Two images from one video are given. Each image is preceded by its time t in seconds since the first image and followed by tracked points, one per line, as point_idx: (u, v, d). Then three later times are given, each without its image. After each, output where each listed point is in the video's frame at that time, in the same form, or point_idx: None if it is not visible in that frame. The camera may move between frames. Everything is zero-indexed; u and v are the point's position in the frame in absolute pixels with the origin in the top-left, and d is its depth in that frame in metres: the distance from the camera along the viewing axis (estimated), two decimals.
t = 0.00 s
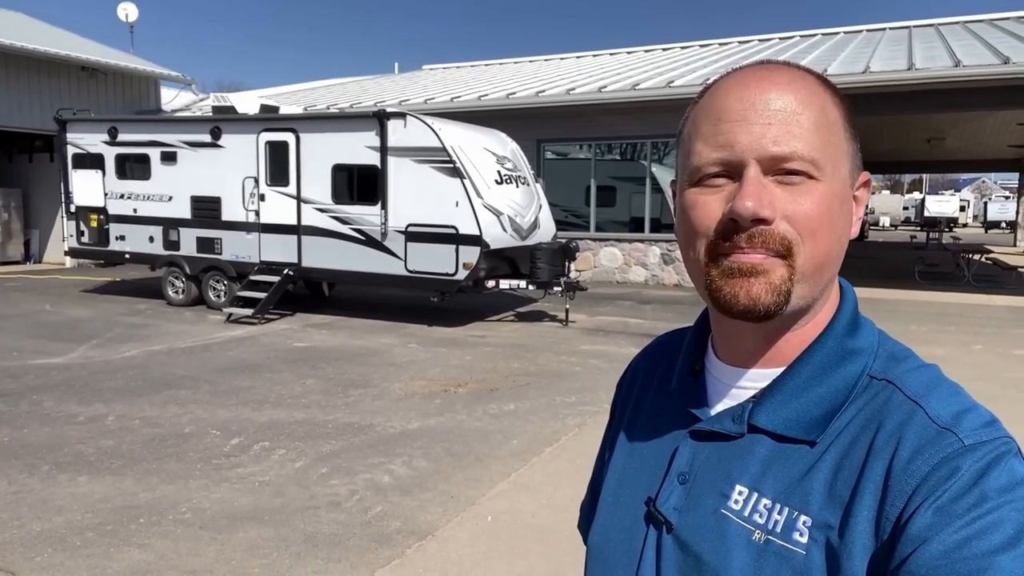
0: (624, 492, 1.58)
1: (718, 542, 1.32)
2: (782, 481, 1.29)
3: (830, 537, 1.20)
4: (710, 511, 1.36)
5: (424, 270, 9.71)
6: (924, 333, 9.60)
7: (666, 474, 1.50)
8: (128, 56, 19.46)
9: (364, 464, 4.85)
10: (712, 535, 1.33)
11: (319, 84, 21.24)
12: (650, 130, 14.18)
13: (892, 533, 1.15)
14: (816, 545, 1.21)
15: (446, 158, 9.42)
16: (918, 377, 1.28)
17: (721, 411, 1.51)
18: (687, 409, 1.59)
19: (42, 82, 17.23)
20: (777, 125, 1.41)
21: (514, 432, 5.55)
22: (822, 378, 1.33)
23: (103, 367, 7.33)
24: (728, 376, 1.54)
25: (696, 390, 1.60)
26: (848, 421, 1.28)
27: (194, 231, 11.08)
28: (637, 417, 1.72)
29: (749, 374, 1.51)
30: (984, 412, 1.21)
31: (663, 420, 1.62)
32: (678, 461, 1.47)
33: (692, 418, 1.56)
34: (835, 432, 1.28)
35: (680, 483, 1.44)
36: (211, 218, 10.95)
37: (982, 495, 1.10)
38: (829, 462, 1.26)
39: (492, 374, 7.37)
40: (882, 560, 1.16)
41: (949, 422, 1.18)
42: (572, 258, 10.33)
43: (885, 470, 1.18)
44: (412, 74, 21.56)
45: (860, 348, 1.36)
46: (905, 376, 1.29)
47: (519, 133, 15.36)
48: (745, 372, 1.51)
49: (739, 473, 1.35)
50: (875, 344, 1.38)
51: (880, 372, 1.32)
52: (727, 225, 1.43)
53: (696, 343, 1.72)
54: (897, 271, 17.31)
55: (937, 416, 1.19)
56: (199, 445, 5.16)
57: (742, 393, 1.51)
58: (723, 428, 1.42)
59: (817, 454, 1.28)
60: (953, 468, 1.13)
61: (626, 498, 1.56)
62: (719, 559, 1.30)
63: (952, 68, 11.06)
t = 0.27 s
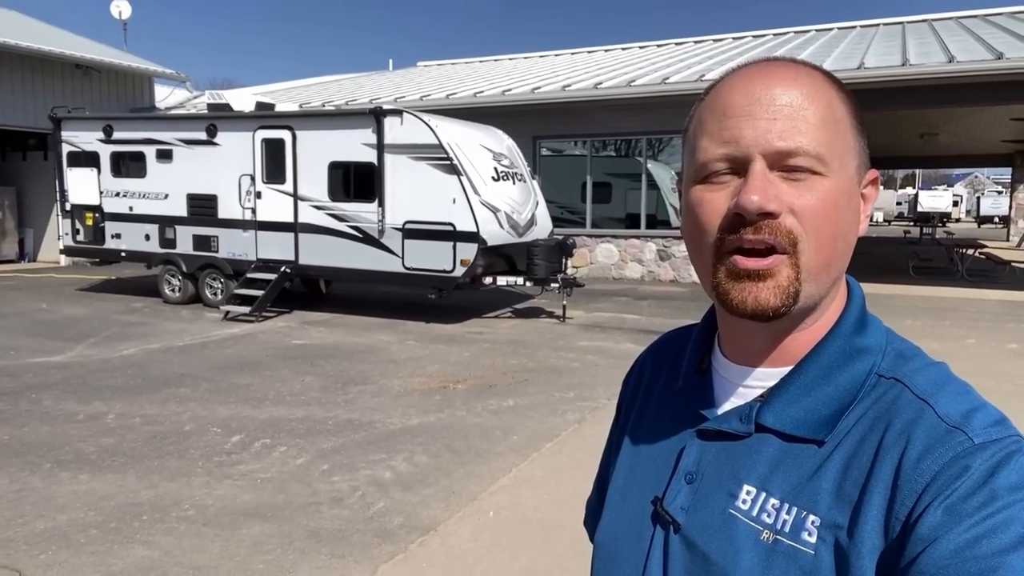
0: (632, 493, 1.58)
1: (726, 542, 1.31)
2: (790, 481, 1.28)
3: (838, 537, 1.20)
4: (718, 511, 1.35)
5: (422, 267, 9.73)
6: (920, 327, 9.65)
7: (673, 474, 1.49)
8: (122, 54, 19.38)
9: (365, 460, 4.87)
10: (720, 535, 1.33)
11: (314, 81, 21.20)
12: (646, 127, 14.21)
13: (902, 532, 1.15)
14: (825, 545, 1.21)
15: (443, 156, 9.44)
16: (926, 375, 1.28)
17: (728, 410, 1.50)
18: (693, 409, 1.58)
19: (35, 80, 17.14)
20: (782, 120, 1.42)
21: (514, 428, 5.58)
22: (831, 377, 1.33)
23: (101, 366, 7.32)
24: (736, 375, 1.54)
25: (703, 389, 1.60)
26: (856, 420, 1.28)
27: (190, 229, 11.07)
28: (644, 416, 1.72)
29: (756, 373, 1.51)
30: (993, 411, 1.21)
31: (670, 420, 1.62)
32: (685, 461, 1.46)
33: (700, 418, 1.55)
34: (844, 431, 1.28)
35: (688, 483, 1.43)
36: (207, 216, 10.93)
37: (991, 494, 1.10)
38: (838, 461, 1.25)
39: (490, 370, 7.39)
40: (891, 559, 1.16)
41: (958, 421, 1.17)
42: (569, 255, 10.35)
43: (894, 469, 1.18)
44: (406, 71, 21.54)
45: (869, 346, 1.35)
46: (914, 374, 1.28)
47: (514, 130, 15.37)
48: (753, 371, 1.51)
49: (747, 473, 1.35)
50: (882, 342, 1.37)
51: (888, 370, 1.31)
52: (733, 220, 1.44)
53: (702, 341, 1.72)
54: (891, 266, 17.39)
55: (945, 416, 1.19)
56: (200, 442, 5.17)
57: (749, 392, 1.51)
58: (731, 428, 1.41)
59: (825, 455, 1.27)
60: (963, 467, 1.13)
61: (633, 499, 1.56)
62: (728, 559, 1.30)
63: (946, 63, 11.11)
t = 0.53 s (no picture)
0: (631, 499, 1.59)
1: (724, 550, 1.32)
2: (789, 490, 1.29)
3: (835, 547, 1.20)
4: (716, 519, 1.36)
5: (423, 266, 9.77)
6: (920, 322, 9.70)
7: (673, 482, 1.50)
8: (121, 54, 19.39)
9: (371, 458, 4.91)
10: (717, 543, 1.34)
11: (313, 80, 21.21)
12: (645, 124, 14.24)
13: (900, 543, 1.15)
14: (821, 554, 1.22)
15: (444, 154, 9.47)
16: (927, 386, 1.28)
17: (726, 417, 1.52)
18: (692, 415, 1.60)
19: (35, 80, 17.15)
20: (798, 116, 1.45)
21: (518, 426, 5.62)
22: (831, 386, 1.34)
23: (106, 366, 7.36)
24: (736, 382, 1.56)
25: (703, 395, 1.61)
26: (855, 430, 1.29)
27: (192, 229, 11.09)
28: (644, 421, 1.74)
29: (755, 381, 1.52)
30: (994, 423, 1.22)
31: (670, 426, 1.63)
32: (685, 469, 1.48)
33: (699, 425, 1.56)
34: (843, 440, 1.29)
35: (687, 490, 1.44)
36: (208, 216, 10.96)
37: (990, 506, 1.10)
38: (837, 470, 1.26)
39: (493, 368, 7.43)
40: (890, 569, 1.16)
41: (958, 433, 1.18)
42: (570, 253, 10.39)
43: (893, 480, 1.19)
44: (405, 69, 21.56)
45: (870, 355, 1.36)
46: (915, 385, 1.29)
47: (513, 128, 15.40)
48: (753, 378, 1.53)
49: (746, 481, 1.36)
50: (883, 352, 1.39)
51: (889, 380, 1.32)
52: (745, 209, 1.45)
53: (703, 348, 1.73)
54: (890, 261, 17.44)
55: (946, 427, 1.20)
56: (207, 442, 5.22)
57: (748, 400, 1.53)
58: (730, 435, 1.42)
59: (824, 463, 1.28)
60: (963, 478, 1.13)
61: (633, 505, 1.57)
62: (726, 566, 1.31)
63: (944, 59, 11.15)
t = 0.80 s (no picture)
0: (641, 503, 1.63)
1: (732, 552, 1.35)
2: (798, 493, 1.32)
3: (843, 550, 1.23)
4: (725, 522, 1.39)
5: (429, 267, 9.83)
6: (923, 321, 9.75)
7: (682, 485, 1.53)
8: (126, 56, 19.48)
9: (382, 457, 4.97)
10: (725, 544, 1.37)
11: (317, 81, 21.28)
12: (649, 124, 14.28)
13: (908, 547, 1.17)
14: (829, 558, 1.24)
15: (450, 156, 9.53)
16: (937, 393, 1.31)
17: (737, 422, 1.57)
18: (702, 420, 1.64)
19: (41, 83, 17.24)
20: (800, 131, 1.48)
21: (526, 425, 5.68)
22: (841, 391, 1.37)
23: (116, 367, 7.43)
24: (747, 387, 1.60)
25: (713, 401, 1.65)
26: (865, 434, 1.31)
27: (199, 230, 11.16)
28: (656, 428, 1.78)
29: (766, 386, 1.57)
30: (1002, 429, 1.24)
31: (681, 432, 1.67)
32: (695, 471, 1.51)
33: (710, 429, 1.60)
34: (852, 445, 1.31)
35: (697, 493, 1.48)
36: (215, 217, 11.03)
37: (998, 511, 1.12)
38: (846, 474, 1.29)
39: (500, 368, 7.49)
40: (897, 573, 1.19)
41: (967, 438, 1.21)
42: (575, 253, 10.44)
43: (902, 483, 1.21)
44: (408, 71, 21.62)
45: (880, 361, 1.39)
46: (924, 391, 1.32)
47: (517, 128, 15.45)
48: (763, 383, 1.57)
49: (755, 485, 1.38)
50: (892, 359, 1.42)
51: (898, 387, 1.35)
52: (749, 226, 1.49)
53: (714, 356, 1.77)
54: (893, 260, 17.47)
55: (955, 433, 1.22)
56: (219, 441, 5.28)
57: (758, 405, 1.57)
58: (740, 439, 1.46)
59: (833, 467, 1.31)
60: (973, 483, 1.15)
61: (642, 510, 1.61)
62: (734, 568, 1.34)
63: (947, 59, 11.19)
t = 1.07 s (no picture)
0: (648, 506, 1.68)
1: (738, 552, 1.40)
2: (804, 492, 1.36)
3: (848, 547, 1.27)
4: (732, 521, 1.44)
5: (435, 268, 9.89)
6: (927, 322, 9.79)
7: (688, 486, 1.58)
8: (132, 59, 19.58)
9: (393, 456, 5.04)
10: (732, 544, 1.42)
11: (321, 84, 21.36)
12: (653, 126, 14.35)
13: (916, 544, 1.21)
14: (835, 555, 1.28)
15: (456, 158, 9.60)
16: (943, 392, 1.34)
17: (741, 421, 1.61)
18: (706, 421, 1.68)
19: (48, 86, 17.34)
20: (788, 137, 1.50)
21: (534, 424, 5.74)
22: (846, 391, 1.40)
23: (126, 367, 7.50)
24: (750, 387, 1.64)
25: (717, 401, 1.69)
26: (871, 433, 1.35)
27: (206, 232, 11.24)
28: (661, 429, 1.82)
29: (768, 385, 1.60)
30: (1009, 426, 1.27)
31: (687, 434, 1.72)
32: (701, 471, 1.56)
33: (715, 430, 1.65)
34: (857, 444, 1.35)
35: (702, 493, 1.52)
36: (223, 219, 11.11)
37: (1007, 508, 1.15)
38: (851, 473, 1.33)
39: (506, 369, 7.55)
40: (904, 569, 1.22)
41: (975, 436, 1.23)
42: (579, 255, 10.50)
43: (909, 481, 1.25)
44: (412, 73, 21.70)
45: (885, 360, 1.42)
46: (931, 390, 1.34)
47: (522, 131, 15.51)
48: (766, 383, 1.60)
49: (762, 484, 1.43)
50: (898, 358, 1.44)
51: (904, 386, 1.38)
52: (733, 233, 1.53)
53: (718, 358, 1.81)
54: (897, 262, 17.51)
55: (963, 430, 1.25)
56: (231, 440, 5.34)
57: (762, 405, 1.61)
58: (745, 439, 1.50)
59: (838, 465, 1.35)
60: (980, 480, 1.18)
61: (649, 512, 1.67)
62: (740, 567, 1.39)
63: (950, 61, 11.24)
